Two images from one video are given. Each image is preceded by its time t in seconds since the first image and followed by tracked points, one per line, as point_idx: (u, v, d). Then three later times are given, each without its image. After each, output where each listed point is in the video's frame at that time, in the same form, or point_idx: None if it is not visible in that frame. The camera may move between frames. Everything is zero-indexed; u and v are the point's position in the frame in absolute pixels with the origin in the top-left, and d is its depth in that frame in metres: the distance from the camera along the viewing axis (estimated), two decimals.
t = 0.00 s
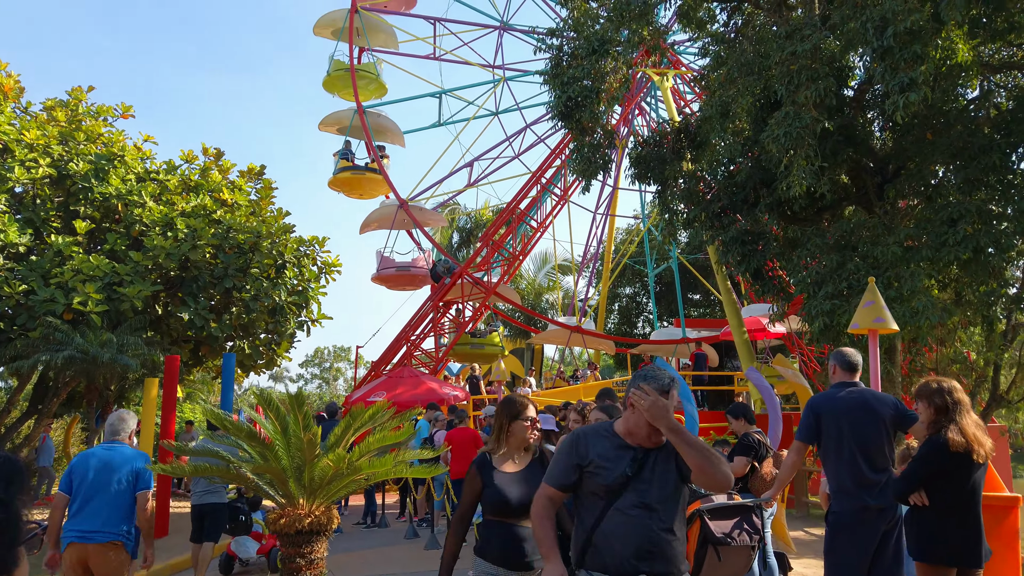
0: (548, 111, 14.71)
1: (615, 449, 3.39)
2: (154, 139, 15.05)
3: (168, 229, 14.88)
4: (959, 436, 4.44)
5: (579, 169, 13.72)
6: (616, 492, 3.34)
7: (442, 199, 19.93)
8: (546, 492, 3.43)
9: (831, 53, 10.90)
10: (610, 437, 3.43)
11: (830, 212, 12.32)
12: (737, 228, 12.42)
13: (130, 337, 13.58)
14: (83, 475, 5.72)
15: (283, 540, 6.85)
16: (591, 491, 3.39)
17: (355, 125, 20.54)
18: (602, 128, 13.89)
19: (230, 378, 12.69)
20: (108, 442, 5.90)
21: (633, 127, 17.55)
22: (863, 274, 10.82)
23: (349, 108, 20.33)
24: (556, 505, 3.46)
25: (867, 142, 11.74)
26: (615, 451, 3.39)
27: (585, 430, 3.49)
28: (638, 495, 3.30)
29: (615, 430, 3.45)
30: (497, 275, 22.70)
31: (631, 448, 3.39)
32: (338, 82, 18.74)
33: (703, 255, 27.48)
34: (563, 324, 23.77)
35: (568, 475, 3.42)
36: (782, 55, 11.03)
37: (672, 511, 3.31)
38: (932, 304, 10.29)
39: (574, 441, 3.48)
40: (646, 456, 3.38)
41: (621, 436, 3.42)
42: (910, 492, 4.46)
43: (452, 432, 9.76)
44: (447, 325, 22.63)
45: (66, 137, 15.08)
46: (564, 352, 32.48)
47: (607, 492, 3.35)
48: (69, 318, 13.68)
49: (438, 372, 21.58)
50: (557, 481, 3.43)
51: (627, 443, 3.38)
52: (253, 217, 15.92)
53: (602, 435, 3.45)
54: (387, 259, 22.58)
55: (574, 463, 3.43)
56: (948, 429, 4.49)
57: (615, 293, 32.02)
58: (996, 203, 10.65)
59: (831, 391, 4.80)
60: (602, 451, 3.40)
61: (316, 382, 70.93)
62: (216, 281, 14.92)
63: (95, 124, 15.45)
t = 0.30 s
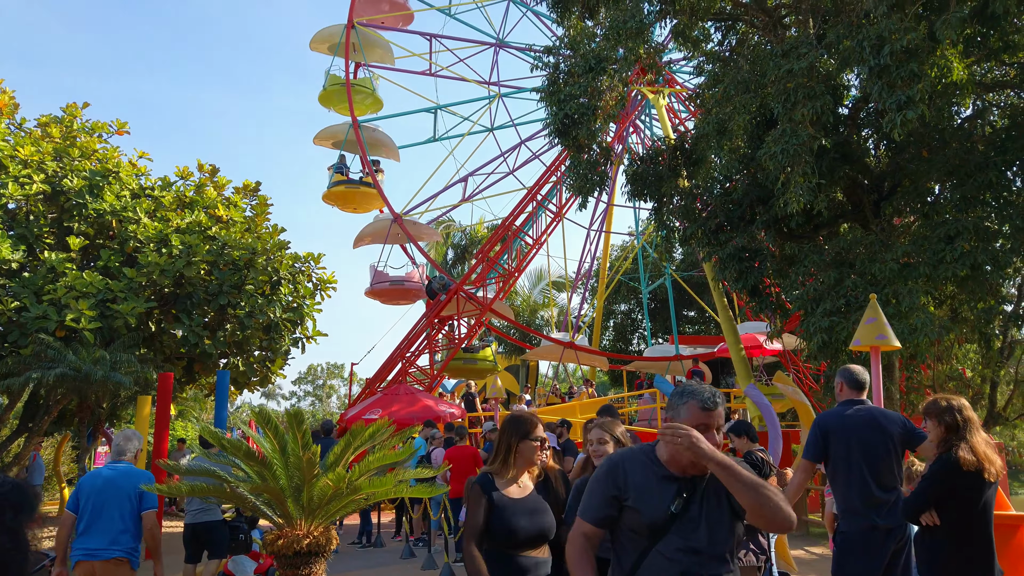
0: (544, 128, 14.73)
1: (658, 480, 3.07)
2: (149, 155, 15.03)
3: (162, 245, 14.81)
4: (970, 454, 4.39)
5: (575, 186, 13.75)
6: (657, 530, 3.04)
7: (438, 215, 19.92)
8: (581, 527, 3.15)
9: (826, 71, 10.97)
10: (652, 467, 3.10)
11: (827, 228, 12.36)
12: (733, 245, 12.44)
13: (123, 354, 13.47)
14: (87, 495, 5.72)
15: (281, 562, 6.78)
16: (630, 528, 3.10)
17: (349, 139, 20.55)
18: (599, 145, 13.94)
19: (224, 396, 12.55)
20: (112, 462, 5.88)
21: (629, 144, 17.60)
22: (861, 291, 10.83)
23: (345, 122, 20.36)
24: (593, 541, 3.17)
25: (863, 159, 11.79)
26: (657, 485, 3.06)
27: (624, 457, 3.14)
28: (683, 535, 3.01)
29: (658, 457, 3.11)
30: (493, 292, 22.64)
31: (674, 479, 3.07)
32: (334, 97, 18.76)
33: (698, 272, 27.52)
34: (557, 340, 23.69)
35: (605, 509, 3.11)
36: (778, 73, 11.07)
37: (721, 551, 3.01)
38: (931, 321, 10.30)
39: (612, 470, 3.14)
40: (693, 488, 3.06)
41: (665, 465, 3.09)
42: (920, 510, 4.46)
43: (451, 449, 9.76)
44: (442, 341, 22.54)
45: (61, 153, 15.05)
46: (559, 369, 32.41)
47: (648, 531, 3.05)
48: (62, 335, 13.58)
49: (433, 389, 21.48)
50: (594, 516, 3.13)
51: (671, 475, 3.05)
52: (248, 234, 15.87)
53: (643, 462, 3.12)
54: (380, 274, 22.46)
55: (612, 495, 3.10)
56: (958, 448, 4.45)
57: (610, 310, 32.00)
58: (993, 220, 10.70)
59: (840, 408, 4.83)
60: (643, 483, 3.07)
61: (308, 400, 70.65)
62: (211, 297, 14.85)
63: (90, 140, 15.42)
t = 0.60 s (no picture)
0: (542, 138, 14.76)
1: (699, 489, 2.91)
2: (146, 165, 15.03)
3: (159, 256, 14.79)
4: (975, 466, 4.61)
5: (573, 197, 13.81)
6: (699, 545, 2.88)
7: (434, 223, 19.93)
8: (615, 540, 2.98)
9: (822, 82, 11.04)
10: (691, 477, 2.94)
11: (823, 239, 12.41)
12: (730, 256, 12.47)
13: (119, 365, 13.41)
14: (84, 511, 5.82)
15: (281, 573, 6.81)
16: (666, 542, 2.94)
17: (346, 147, 20.56)
18: (596, 156, 13.98)
19: (221, 407, 12.48)
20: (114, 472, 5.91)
21: (626, 155, 17.64)
22: (859, 302, 10.86)
23: (341, 130, 20.39)
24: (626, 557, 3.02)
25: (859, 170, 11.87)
26: (697, 497, 2.90)
27: (660, 466, 3.00)
28: (725, 550, 2.84)
29: (699, 464, 2.96)
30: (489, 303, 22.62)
31: (717, 488, 2.91)
32: (331, 105, 18.80)
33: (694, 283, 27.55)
34: (551, 350, 23.62)
35: (640, 523, 2.96)
36: (775, 85, 11.12)
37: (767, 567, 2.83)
38: (928, 331, 10.34)
39: (649, 479, 2.99)
40: (740, 498, 2.89)
41: (708, 471, 2.93)
42: (926, 520, 4.68)
43: (454, 461, 9.74)
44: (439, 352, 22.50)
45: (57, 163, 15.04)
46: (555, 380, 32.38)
47: (687, 545, 2.89)
48: (58, 346, 13.53)
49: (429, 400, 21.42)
50: (629, 529, 2.97)
51: (715, 483, 2.90)
52: (245, 244, 15.85)
53: (684, 470, 2.96)
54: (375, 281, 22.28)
55: (646, 507, 2.96)
56: (964, 458, 4.66)
57: (606, 320, 32.01)
58: (989, 231, 10.75)
59: (843, 420, 4.84)
60: (682, 496, 2.91)
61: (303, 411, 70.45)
62: (207, 308, 14.82)
63: (87, 151, 15.42)
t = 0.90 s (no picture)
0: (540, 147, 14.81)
1: (735, 511, 2.62)
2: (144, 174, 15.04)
3: (156, 264, 14.77)
4: (982, 475, 4.65)
5: (571, 206, 13.88)
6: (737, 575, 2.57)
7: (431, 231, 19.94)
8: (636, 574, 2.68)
9: (818, 92, 11.09)
10: (724, 500, 2.65)
11: (820, 248, 12.46)
12: (727, 265, 12.51)
13: (115, 374, 13.36)
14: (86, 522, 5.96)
15: None
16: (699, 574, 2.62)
17: (343, 153, 20.57)
18: (594, 165, 14.03)
19: (217, 416, 12.42)
20: (123, 480, 5.92)
21: (623, 164, 17.68)
22: (856, 310, 10.89)
23: (338, 136, 20.41)
24: None
25: (855, 179, 11.93)
26: (732, 522, 2.61)
27: (688, 490, 2.70)
28: None
29: (733, 486, 2.68)
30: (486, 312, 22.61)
31: (756, 511, 2.62)
32: (328, 112, 18.82)
33: (691, 291, 27.58)
34: (545, 357, 23.51)
35: (664, 552, 2.66)
36: (772, 95, 11.17)
37: None
38: (925, 341, 10.37)
39: (675, 503, 2.70)
40: (784, 525, 2.64)
41: (745, 495, 2.65)
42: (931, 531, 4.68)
43: (454, 471, 9.74)
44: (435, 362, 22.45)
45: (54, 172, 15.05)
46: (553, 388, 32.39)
47: None
48: (54, 354, 13.49)
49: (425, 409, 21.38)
50: (654, 559, 2.66)
51: (753, 506, 2.61)
52: (242, 253, 15.84)
53: (715, 494, 2.68)
54: (370, 288, 21.90)
55: (673, 534, 2.65)
56: (971, 467, 4.72)
57: (603, 328, 32.02)
58: (986, 241, 10.78)
59: (844, 429, 4.86)
60: (716, 521, 2.62)
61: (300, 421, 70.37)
62: (204, 316, 14.80)
63: (84, 159, 15.43)
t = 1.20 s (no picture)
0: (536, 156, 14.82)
1: (808, 520, 2.18)
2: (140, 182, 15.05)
3: (152, 273, 14.74)
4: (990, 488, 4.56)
5: (568, 215, 13.92)
6: None
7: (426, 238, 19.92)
8: None
9: (814, 102, 11.13)
10: (792, 507, 2.20)
11: (816, 257, 12.50)
12: (724, 274, 12.54)
13: (110, 384, 13.31)
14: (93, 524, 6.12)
15: None
16: None
17: (339, 160, 20.58)
18: (591, 174, 14.07)
19: (212, 426, 12.35)
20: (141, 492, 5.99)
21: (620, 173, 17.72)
22: (852, 319, 10.90)
23: (335, 143, 20.43)
24: None
25: (851, 189, 11.97)
26: (805, 534, 2.16)
27: (755, 493, 2.24)
28: None
29: (799, 492, 2.23)
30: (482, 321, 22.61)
31: (832, 520, 2.18)
32: (325, 118, 18.84)
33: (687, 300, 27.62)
34: (540, 366, 23.49)
35: (728, 568, 2.20)
36: (768, 104, 11.21)
37: None
38: (921, 350, 10.40)
39: (738, 509, 2.24)
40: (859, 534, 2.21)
41: (815, 505, 2.20)
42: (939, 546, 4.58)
43: (452, 480, 9.70)
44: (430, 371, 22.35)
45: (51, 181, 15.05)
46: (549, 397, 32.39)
47: None
48: (49, 363, 13.46)
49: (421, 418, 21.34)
50: None
51: (826, 515, 2.17)
52: (238, 261, 15.83)
53: (779, 500, 2.23)
54: (366, 296, 21.89)
55: (739, 547, 2.20)
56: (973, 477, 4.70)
57: (599, 337, 32.03)
58: (982, 251, 10.80)
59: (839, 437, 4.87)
60: (786, 532, 2.17)
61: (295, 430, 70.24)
62: (200, 325, 14.77)
63: (81, 168, 15.43)
